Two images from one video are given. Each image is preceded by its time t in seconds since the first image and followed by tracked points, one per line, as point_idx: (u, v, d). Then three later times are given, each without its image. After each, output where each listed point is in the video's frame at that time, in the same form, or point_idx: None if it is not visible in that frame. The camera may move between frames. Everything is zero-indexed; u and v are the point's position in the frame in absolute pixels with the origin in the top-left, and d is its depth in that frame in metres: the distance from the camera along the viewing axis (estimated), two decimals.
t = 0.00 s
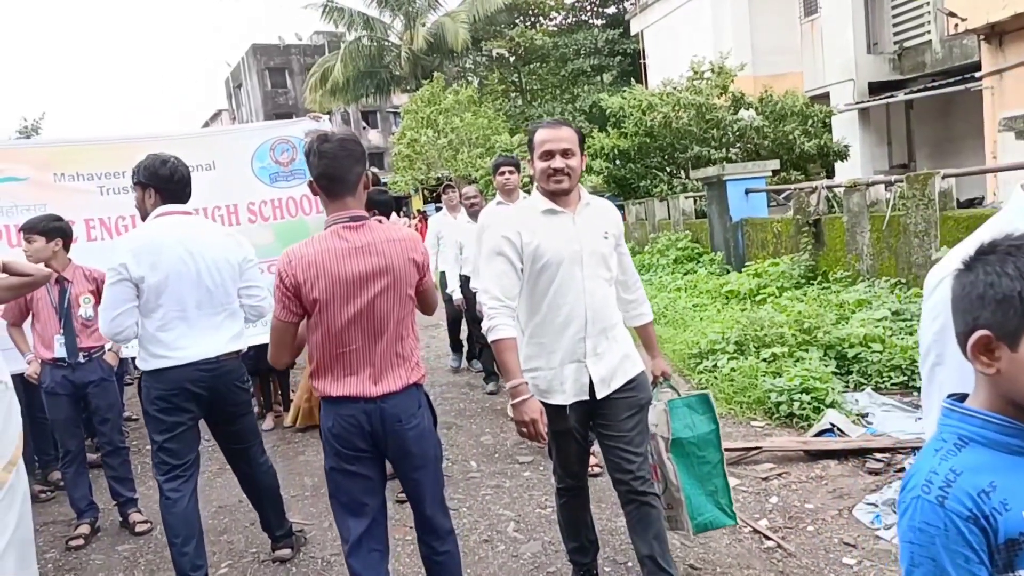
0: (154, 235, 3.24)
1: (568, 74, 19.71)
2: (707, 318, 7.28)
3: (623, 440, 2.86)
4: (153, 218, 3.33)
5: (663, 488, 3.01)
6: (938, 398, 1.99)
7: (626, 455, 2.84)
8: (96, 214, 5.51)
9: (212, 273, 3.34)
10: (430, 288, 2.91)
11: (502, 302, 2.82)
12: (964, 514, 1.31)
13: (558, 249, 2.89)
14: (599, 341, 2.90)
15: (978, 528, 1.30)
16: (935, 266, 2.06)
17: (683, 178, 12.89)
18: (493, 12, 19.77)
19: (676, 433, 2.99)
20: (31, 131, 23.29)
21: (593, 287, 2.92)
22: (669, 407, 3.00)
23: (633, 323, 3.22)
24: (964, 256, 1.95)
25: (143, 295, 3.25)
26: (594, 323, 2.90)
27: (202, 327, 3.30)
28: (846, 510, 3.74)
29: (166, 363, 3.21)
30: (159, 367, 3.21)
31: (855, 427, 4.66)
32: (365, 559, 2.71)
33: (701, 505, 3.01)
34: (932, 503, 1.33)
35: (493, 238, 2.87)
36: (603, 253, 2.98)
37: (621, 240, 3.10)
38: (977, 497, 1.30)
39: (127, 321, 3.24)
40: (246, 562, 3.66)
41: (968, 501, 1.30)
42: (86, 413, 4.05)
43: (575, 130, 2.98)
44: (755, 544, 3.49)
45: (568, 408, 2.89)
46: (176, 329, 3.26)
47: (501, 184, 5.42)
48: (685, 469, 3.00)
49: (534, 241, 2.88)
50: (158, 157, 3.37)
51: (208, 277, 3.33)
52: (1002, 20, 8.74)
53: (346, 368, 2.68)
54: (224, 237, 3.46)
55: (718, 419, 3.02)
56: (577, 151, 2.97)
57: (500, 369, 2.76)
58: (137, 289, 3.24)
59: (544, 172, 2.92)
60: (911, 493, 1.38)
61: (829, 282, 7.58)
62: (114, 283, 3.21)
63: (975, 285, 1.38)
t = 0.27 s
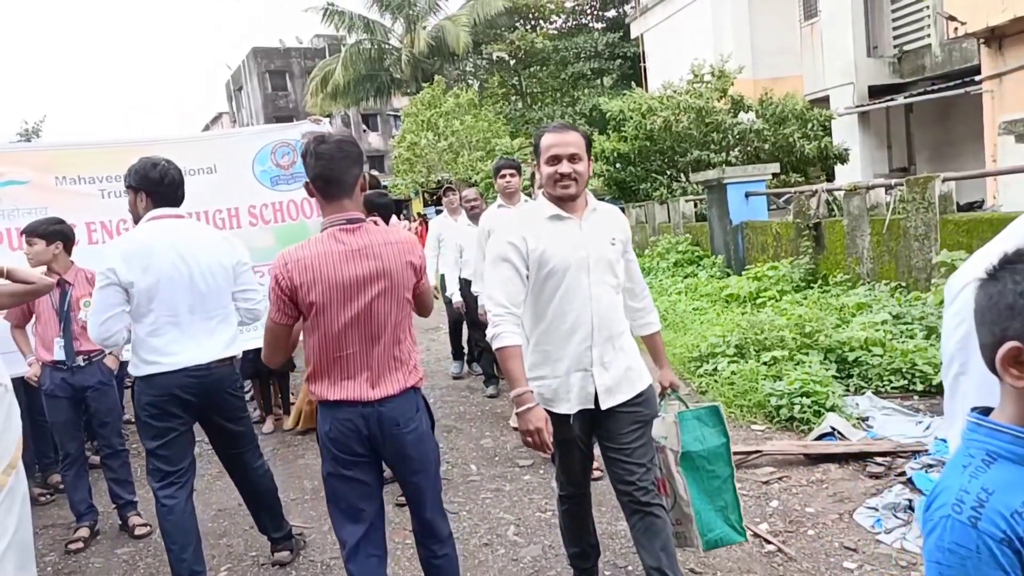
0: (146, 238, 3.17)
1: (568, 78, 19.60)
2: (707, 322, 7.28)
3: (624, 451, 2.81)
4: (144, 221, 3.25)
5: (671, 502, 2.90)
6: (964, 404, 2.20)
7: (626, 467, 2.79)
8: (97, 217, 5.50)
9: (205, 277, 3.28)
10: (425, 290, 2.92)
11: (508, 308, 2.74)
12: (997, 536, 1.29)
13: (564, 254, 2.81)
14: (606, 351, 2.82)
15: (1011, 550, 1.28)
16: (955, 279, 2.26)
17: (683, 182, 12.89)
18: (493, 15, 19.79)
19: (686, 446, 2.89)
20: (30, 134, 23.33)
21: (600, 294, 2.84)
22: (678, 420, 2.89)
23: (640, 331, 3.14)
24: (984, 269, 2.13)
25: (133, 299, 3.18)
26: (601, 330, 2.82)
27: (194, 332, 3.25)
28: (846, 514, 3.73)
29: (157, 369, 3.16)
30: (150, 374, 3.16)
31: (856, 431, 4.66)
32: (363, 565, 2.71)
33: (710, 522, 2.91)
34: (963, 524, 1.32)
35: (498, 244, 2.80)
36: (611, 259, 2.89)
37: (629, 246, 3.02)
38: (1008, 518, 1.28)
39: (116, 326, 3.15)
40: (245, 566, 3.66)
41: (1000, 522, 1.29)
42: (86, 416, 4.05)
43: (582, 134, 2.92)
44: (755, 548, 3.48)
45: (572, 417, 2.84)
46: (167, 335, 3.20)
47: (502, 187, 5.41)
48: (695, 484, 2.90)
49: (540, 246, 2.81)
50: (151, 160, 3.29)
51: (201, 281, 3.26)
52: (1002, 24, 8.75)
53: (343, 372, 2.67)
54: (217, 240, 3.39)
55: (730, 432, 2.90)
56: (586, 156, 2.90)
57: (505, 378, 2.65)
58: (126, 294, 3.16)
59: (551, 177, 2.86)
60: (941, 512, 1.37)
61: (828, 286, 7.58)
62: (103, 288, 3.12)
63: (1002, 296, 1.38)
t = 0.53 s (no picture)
0: (142, 241, 3.16)
1: (572, 80, 19.56)
2: (711, 324, 7.27)
3: (635, 462, 2.72)
4: (141, 223, 3.24)
5: (684, 519, 2.83)
6: (995, 416, 2.00)
7: (638, 478, 2.71)
8: (103, 218, 5.52)
9: (203, 280, 3.26)
10: (425, 291, 2.93)
11: (517, 315, 2.67)
12: None
13: (576, 260, 2.72)
14: (616, 359, 2.75)
15: None
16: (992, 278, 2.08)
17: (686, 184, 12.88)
18: (498, 18, 19.81)
19: (701, 462, 2.86)
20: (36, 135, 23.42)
21: (611, 301, 2.76)
22: (694, 433, 2.84)
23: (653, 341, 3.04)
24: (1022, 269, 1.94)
25: (129, 302, 3.18)
26: (612, 339, 2.75)
27: (191, 336, 3.22)
28: (850, 518, 3.72)
29: (154, 373, 3.15)
30: (147, 378, 3.15)
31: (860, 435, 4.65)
32: (366, 568, 2.71)
33: (726, 541, 2.93)
34: (999, 541, 1.52)
35: (508, 249, 2.71)
36: (622, 266, 2.81)
37: (641, 253, 2.93)
38: None
39: (110, 329, 3.18)
40: (249, 567, 3.66)
41: None
42: (90, 417, 4.06)
43: (594, 139, 2.82)
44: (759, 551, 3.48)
45: (581, 428, 2.76)
46: (164, 339, 3.18)
47: (507, 189, 5.42)
48: (710, 501, 2.89)
49: (551, 252, 2.72)
50: (149, 162, 3.29)
51: (198, 284, 3.25)
52: (1007, 27, 8.74)
53: (344, 374, 2.67)
54: (215, 242, 3.37)
55: (745, 449, 2.88)
56: (598, 160, 2.80)
57: (515, 387, 2.59)
58: (122, 297, 3.17)
59: (561, 182, 2.78)
60: (975, 528, 1.57)
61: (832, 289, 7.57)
62: (100, 291, 3.13)
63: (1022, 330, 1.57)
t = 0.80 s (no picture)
0: (137, 243, 3.17)
1: (574, 82, 19.67)
2: (713, 326, 7.27)
3: (646, 472, 2.63)
4: (137, 225, 3.25)
5: (695, 535, 2.75)
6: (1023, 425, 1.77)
7: (649, 489, 2.61)
8: (106, 220, 5.54)
9: (199, 282, 3.26)
10: (425, 293, 2.93)
11: (525, 321, 2.58)
12: None
13: (586, 265, 2.64)
14: (627, 367, 2.66)
15: None
16: None
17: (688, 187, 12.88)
18: (500, 21, 19.84)
19: (715, 476, 2.80)
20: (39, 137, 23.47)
21: (622, 307, 2.67)
22: (706, 447, 2.80)
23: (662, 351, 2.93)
24: None
25: (124, 305, 3.19)
26: (623, 345, 2.66)
27: (188, 338, 3.22)
28: (853, 521, 3.72)
29: (152, 376, 3.14)
30: (145, 381, 3.14)
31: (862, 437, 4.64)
32: (367, 571, 2.71)
33: (738, 558, 2.85)
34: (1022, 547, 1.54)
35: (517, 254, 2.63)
36: (633, 272, 2.72)
37: (651, 258, 2.84)
38: None
39: (103, 333, 3.20)
40: (250, 568, 3.66)
41: None
42: (93, 418, 4.07)
43: (604, 142, 2.75)
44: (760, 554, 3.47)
45: (589, 438, 2.69)
46: (161, 341, 3.18)
47: (510, 191, 5.43)
48: (722, 517, 2.83)
49: (561, 256, 2.63)
50: (145, 162, 3.30)
51: (195, 287, 3.24)
52: (1009, 29, 8.74)
53: (344, 377, 2.67)
54: (212, 244, 3.37)
55: (759, 464, 2.82)
56: (609, 165, 2.74)
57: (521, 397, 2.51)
58: (117, 300, 3.19)
59: (571, 185, 2.70)
60: (998, 534, 1.59)
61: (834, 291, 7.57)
62: (96, 294, 3.15)
63: None
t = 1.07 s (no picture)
0: (131, 246, 3.16)
1: (575, 85, 19.62)
2: (713, 329, 7.28)
3: (658, 485, 2.60)
4: (131, 227, 3.25)
5: (706, 553, 2.67)
6: None
7: (661, 503, 2.57)
8: (107, 223, 5.55)
9: (194, 285, 3.26)
10: (423, 297, 2.93)
11: (533, 329, 2.53)
12: None
13: (596, 270, 2.60)
14: (636, 375, 2.62)
15: None
16: None
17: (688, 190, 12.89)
18: (501, 24, 19.88)
19: (724, 492, 2.65)
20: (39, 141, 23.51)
21: (632, 314, 2.63)
22: (716, 461, 2.68)
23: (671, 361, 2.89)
24: None
25: (118, 308, 3.18)
26: (632, 353, 2.62)
27: (185, 341, 3.22)
28: (853, 525, 3.71)
29: (148, 381, 3.13)
30: (142, 386, 3.13)
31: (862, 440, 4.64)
32: None
33: None
34: None
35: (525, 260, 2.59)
36: (643, 277, 2.68)
37: (662, 266, 2.80)
38: None
39: (98, 336, 3.15)
40: (249, 572, 3.66)
41: None
42: (93, 421, 4.07)
43: (613, 146, 2.72)
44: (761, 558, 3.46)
45: (596, 450, 2.65)
46: (156, 344, 3.17)
47: (510, 195, 5.42)
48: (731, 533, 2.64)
49: (570, 262, 2.59)
50: (139, 164, 3.30)
51: (190, 289, 3.24)
52: (1009, 33, 8.75)
53: (342, 382, 2.67)
54: (207, 245, 3.37)
55: (771, 478, 2.64)
56: (618, 168, 2.71)
57: (527, 407, 2.47)
58: (112, 302, 3.17)
59: (580, 189, 2.67)
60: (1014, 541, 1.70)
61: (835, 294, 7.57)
62: (89, 297, 3.12)
63: None
